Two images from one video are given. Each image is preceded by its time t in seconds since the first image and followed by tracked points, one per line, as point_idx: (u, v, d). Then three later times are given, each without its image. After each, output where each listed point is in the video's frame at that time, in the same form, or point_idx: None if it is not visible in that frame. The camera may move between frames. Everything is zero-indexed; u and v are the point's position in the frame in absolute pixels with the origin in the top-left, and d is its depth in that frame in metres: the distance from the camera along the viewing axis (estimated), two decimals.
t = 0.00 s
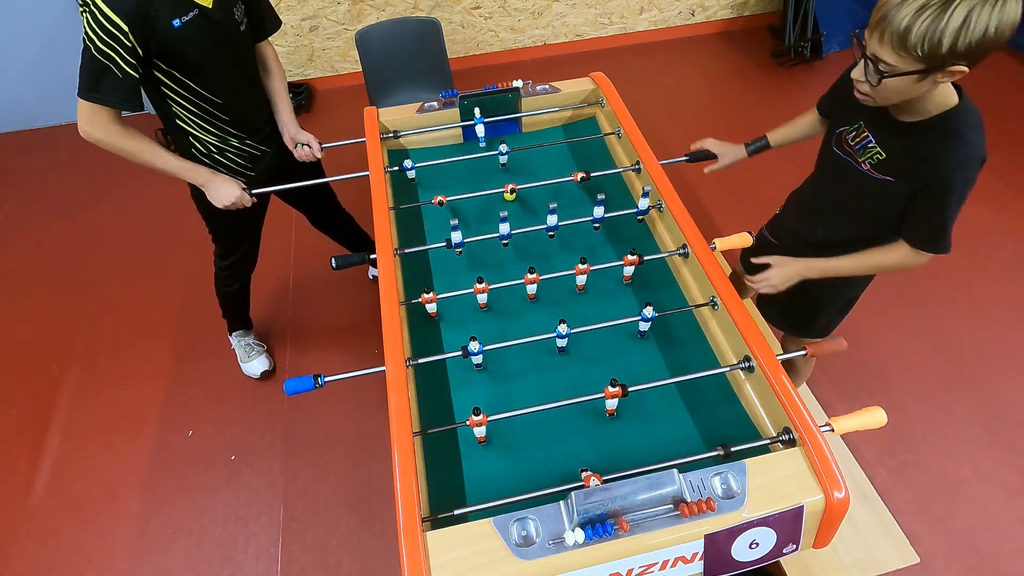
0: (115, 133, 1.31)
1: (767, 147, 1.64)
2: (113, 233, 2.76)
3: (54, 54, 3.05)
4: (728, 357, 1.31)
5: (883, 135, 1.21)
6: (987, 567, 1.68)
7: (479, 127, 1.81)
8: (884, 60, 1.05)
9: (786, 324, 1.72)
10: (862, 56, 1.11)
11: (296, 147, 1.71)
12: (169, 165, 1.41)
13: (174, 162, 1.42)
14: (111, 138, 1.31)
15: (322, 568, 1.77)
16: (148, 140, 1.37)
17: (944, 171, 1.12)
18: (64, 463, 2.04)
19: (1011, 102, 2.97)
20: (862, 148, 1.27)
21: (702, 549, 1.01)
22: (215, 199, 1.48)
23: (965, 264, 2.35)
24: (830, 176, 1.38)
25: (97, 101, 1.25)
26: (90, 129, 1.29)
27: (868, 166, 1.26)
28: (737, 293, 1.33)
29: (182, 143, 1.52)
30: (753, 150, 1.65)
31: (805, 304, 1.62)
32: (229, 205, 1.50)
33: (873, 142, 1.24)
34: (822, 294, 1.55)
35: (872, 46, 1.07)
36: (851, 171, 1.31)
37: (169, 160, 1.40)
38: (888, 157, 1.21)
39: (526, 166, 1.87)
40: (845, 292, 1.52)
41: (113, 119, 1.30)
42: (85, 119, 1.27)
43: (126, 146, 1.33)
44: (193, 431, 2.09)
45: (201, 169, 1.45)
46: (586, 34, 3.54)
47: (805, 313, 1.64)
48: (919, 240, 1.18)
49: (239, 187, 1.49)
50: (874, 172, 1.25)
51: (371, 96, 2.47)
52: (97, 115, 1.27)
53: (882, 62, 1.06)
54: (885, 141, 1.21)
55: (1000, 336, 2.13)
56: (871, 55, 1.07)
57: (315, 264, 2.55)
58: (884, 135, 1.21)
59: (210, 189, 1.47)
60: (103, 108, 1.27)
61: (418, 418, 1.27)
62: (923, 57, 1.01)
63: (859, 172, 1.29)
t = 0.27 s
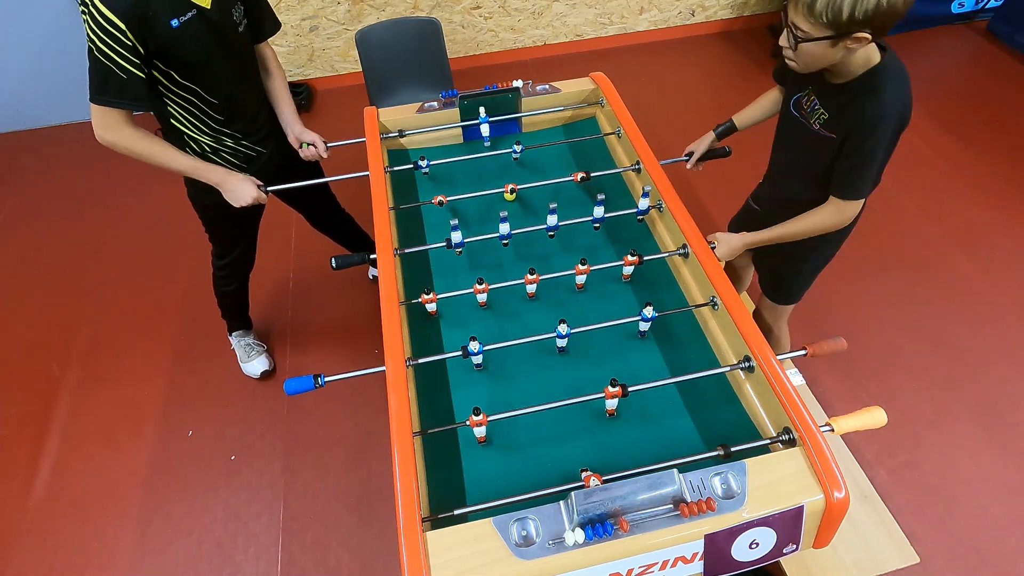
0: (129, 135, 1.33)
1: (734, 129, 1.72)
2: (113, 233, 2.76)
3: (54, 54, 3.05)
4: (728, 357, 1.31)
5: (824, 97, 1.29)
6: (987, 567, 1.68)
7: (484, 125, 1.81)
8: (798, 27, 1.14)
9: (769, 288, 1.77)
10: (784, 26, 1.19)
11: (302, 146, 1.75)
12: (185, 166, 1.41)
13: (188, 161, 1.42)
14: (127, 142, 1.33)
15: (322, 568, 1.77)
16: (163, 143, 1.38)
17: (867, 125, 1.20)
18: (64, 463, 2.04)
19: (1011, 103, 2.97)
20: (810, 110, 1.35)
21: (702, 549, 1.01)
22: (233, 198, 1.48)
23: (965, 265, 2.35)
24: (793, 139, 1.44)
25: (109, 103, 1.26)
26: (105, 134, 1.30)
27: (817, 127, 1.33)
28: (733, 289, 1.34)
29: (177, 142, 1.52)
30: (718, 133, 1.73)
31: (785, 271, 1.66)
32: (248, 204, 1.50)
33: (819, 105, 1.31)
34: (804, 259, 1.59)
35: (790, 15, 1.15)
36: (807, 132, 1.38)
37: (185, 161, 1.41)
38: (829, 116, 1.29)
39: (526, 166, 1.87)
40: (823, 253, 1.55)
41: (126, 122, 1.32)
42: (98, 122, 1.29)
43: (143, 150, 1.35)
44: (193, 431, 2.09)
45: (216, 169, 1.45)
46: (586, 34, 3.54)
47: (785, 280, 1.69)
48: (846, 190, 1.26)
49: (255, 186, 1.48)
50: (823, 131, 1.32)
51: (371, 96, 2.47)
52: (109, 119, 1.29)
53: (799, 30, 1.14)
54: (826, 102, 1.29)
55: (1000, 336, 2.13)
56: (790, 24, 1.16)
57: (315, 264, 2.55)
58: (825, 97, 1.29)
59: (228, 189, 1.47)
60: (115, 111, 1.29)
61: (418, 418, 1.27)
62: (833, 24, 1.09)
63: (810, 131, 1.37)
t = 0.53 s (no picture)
0: (147, 135, 1.34)
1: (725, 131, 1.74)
2: (114, 233, 2.76)
3: (55, 54, 3.05)
4: (728, 357, 1.31)
5: (802, 87, 1.33)
6: (987, 567, 1.68)
7: (481, 127, 1.82)
8: (760, 25, 1.18)
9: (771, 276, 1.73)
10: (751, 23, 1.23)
11: (300, 147, 1.74)
12: (200, 163, 1.41)
13: (204, 159, 1.42)
14: (145, 142, 1.34)
15: (322, 568, 1.77)
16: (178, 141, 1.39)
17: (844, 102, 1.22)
18: (64, 463, 2.04)
19: (1011, 103, 2.97)
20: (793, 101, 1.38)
21: (702, 549, 1.01)
22: (248, 195, 1.48)
23: (965, 265, 2.35)
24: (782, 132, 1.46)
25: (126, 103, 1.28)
26: (123, 135, 1.32)
27: (802, 115, 1.36)
28: (734, 290, 1.33)
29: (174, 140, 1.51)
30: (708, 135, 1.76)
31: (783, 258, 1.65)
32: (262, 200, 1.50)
33: (799, 96, 1.35)
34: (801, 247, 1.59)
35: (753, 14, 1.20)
36: (793, 123, 1.41)
37: (201, 159, 1.41)
38: (811, 103, 1.32)
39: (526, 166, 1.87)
40: (825, 236, 1.54)
41: (143, 122, 1.33)
42: (116, 125, 1.30)
43: (160, 149, 1.36)
44: (193, 431, 2.09)
45: (231, 165, 1.45)
46: (586, 34, 3.54)
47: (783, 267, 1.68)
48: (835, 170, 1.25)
49: (270, 183, 1.49)
50: (806, 119, 1.35)
51: (370, 96, 2.47)
52: (124, 118, 1.30)
53: (761, 27, 1.19)
54: (804, 91, 1.32)
55: (1000, 336, 2.13)
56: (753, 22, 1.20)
57: (316, 264, 2.55)
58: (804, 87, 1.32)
59: (243, 186, 1.47)
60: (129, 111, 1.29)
61: (418, 418, 1.27)
62: (789, 20, 1.13)
63: (797, 120, 1.39)
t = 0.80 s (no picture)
0: (148, 137, 1.33)
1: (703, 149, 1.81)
2: (113, 233, 2.76)
3: (55, 54, 3.05)
4: (728, 357, 1.31)
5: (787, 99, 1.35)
6: (987, 567, 1.68)
7: (496, 124, 1.83)
8: (733, 51, 1.26)
9: (778, 279, 1.73)
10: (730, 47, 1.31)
11: (314, 144, 1.80)
12: (204, 165, 1.41)
13: (207, 161, 1.42)
14: (149, 145, 1.33)
15: (322, 568, 1.77)
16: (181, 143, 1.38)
17: (827, 110, 1.23)
18: (64, 463, 2.04)
19: (1011, 103, 2.97)
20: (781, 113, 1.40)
21: (702, 549, 1.01)
22: (253, 196, 1.49)
23: (965, 265, 2.35)
24: (777, 142, 1.49)
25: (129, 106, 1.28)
26: (126, 136, 1.31)
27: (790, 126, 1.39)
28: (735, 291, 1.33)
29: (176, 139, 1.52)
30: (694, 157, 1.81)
31: (786, 256, 1.65)
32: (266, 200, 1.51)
33: (786, 108, 1.38)
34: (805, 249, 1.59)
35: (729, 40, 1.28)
36: (785, 133, 1.43)
37: (204, 161, 1.41)
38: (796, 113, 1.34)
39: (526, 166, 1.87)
40: (828, 238, 1.53)
41: (147, 124, 1.32)
42: (120, 126, 1.30)
43: (165, 151, 1.35)
44: (193, 431, 2.09)
45: (235, 167, 1.45)
46: (586, 34, 3.54)
47: (786, 268, 1.68)
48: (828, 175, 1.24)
49: (273, 183, 1.49)
50: (795, 130, 1.38)
51: (371, 96, 2.47)
52: (127, 120, 1.29)
53: (735, 53, 1.26)
54: (789, 103, 1.35)
55: (1000, 336, 2.13)
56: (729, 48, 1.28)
57: (315, 264, 2.55)
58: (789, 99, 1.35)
59: (247, 187, 1.47)
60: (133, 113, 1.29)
61: (418, 418, 1.27)
62: (757, 48, 1.20)
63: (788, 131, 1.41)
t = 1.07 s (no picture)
0: (120, 136, 1.31)
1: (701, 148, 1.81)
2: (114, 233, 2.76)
3: (55, 54, 3.05)
4: (728, 357, 1.31)
5: (779, 105, 1.36)
6: (987, 568, 1.68)
7: (473, 129, 1.81)
8: (721, 65, 1.29)
9: (780, 279, 1.73)
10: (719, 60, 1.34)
11: (290, 147, 1.70)
12: (174, 168, 1.41)
13: (179, 164, 1.42)
14: (118, 142, 1.31)
15: (322, 568, 1.77)
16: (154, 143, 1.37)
17: (821, 115, 1.24)
18: (64, 463, 2.04)
19: (1011, 102, 2.97)
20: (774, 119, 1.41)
21: (702, 549, 1.01)
22: (222, 201, 1.49)
23: (965, 265, 2.35)
24: (772, 146, 1.50)
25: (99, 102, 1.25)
26: (94, 131, 1.29)
27: (782, 132, 1.40)
28: (735, 291, 1.33)
29: (179, 140, 1.52)
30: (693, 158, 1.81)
31: (786, 256, 1.65)
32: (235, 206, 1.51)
33: (778, 113, 1.39)
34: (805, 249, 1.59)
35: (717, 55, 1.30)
36: (779, 138, 1.44)
37: (174, 164, 1.40)
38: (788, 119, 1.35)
39: (526, 166, 1.87)
40: (828, 238, 1.53)
41: (118, 123, 1.30)
42: (90, 122, 1.27)
43: (134, 150, 1.34)
44: (193, 431, 2.09)
45: (208, 172, 1.45)
46: (586, 34, 3.54)
47: (786, 268, 1.68)
48: (826, 179, 1.24)
49: (245, 190, 1.49)
50: (788, 135, 1.39)
51: (371, 96, 2.47)
52: (99, 117, 1.27)
53: (723, 67, 1.29)
54: (781, 109, 1.36)
55: (1000, 336, 2.13)
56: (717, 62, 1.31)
57: (315, 264, 2.55)
58: (781, 106, 1.36)
59: (217, 191, 1.47)
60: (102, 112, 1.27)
61: (418, 418, 1.27)
62: (743, 64, 1.23)
63: (781, 137, 1.43)
